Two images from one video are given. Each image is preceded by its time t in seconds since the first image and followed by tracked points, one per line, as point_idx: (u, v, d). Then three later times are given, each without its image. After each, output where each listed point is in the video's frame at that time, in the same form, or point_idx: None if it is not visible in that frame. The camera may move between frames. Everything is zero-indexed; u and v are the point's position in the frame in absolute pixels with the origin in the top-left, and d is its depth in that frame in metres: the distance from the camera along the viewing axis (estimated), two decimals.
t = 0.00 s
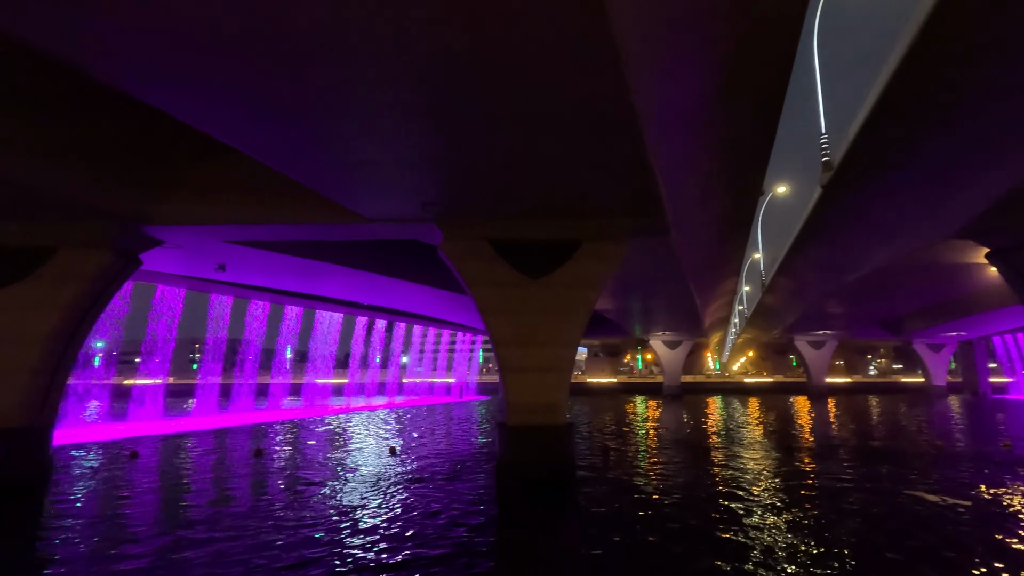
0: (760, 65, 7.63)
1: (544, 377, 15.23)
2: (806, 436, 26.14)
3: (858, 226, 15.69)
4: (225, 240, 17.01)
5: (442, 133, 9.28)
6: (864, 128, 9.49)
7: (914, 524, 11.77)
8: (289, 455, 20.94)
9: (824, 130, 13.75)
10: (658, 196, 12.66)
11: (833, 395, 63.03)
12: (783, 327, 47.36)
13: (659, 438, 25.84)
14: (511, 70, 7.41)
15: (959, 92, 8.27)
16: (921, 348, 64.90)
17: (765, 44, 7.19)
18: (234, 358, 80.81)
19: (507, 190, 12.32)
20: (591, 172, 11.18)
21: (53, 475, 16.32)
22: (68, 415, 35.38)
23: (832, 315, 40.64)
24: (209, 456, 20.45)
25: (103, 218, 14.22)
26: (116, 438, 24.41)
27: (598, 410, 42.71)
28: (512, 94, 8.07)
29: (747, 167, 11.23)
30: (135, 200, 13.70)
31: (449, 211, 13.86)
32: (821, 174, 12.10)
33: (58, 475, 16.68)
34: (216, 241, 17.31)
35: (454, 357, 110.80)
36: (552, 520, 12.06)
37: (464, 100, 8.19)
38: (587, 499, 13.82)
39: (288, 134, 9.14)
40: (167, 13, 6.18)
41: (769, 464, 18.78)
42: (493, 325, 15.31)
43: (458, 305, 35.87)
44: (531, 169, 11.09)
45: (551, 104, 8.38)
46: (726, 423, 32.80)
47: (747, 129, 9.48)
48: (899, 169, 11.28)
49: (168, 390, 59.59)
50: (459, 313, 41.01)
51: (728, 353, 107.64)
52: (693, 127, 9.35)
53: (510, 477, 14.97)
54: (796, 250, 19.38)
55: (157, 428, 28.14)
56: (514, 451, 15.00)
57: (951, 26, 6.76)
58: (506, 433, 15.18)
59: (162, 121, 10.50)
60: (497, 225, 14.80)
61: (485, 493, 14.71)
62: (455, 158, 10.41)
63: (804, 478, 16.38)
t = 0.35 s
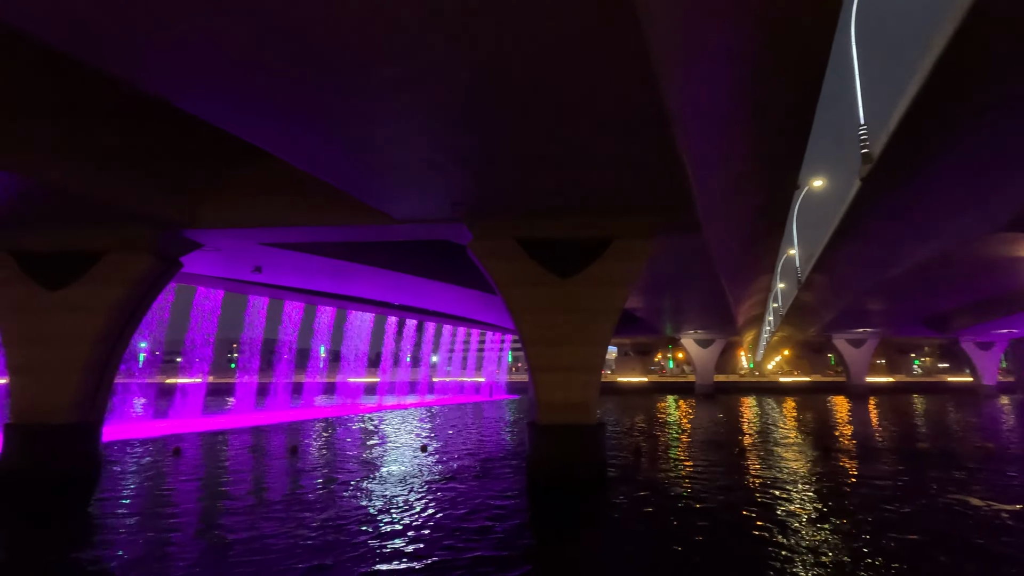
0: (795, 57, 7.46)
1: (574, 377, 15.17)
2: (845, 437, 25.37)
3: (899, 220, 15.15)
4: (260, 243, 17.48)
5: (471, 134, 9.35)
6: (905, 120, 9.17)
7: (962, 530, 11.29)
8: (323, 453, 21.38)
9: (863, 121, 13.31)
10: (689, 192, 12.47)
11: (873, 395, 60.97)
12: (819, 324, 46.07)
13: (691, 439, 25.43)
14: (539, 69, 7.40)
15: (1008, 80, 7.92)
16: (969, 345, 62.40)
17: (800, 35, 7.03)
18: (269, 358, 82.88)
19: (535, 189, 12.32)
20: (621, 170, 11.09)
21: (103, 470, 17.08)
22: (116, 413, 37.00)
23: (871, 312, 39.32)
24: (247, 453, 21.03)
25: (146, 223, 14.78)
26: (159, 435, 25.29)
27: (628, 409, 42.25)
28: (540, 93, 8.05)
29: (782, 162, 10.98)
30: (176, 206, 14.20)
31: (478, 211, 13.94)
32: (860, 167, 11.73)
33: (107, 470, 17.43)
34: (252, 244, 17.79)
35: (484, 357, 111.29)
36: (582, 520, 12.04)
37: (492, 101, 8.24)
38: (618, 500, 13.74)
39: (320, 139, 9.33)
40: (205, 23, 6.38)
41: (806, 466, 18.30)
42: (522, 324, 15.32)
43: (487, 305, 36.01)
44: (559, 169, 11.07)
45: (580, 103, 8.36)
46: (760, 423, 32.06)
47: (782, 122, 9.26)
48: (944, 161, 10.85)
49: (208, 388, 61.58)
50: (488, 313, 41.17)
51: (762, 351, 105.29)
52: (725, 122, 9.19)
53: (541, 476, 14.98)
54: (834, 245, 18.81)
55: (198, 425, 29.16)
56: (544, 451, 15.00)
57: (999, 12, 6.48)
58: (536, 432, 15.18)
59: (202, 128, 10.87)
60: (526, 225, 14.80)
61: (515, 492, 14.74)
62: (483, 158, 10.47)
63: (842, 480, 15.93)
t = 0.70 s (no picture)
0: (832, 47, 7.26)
1: (605, 376, 15.04)
2: (887, 439, 24.50)
3: (944, 214, 14.56)
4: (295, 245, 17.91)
5: (500, 134, 9.38)
6: (951, 109, 8.81)
7: (1016, 537, 10.79)
8: (357, 451, 21.74)
9: (904, 111, 12.86)
10: (721, 189, 12.26)
11: (917, 396, 58.72)
12: (859, 323, 44.59)
13: (725, 440, 24.95)
14: (569, 67, 7.38)
15: None
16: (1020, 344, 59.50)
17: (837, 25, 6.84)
18: (303, 358, 84.75)
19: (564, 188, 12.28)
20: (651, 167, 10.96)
21: (147, 467, 17.70)
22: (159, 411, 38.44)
23: (914, 310, 37.89)
24: (283, 452, 21.54)
25: (187, 228, 15.30)
26: (199, 433, 26.10)
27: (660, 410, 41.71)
28: (569, 93, 8.03)
29: (819, 155, 10.68)
30: (215, 211, 14.66)
31: (507, 211, 13.98)
32: (902, 159, 11.32)
33: (151, 467, 18.09)
34: (287, 247, 18.25)
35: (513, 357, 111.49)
36: (614, 521, 11.95)
37: (522, 101, 8.26)
38: (651, 501, 13.57)
39: (352, 142, 9.49)
40: (243, 33, 6.58)
41: (846, 468, 17.75)
42: (551, 323, 15.28)
43: (517, 304, 36.05)
44: (589, 167, 11.01)
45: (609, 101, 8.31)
46: (798, 424, 31.22)
47: (817, 114, 9.03)
48: (992, 151, 10.39)
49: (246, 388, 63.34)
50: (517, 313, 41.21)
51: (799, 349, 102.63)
52: (759, 115, 9.00)
53: (572, 476, 14.92)
54: (874, 241, 18.19)
55: (236, 424, 30.06)
56: (575, 451, 14.93)
57: None
58: (567, 432, 15.12)
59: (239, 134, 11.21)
60: (555, 224, 14.77)
61: (547, 492, 14.72)
62: (513, 158, 10.49)
63: (885, 483, 15.40)
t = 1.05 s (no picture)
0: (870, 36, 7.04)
1: (636, 376, 14.88)
2: (933, 441, 23.55)
3: (993, 206, 13.90)
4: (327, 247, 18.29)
5: (529, 133, 9.39)
6: (999, 97, 8.42)
7: None
8: (389, 450, 22.05)
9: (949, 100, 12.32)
10: (755, 184, 11.98)
11: (965, 396, 56.23)
12: (902, 320, 42.93)
13: (761, 441, 24.39)
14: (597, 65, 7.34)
15: None
16: None
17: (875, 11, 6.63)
18: (336, 359, 86.41)
19: (593, 186, 12.20)
20: (682, 163, 10.81)
21: (189, 463, 18.33)
22: (200, 409, 39.81)
23: (961, 307, 36.25)
24: (318, 450, 22.00)
25: (226, 231, 15.79)
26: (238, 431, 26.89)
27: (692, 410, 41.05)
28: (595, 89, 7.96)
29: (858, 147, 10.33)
30: (250, 215, 15.08)
31: (536, 211, 13.99)
32: (947, 150, 10.86)
33: (193, 463, 18.71)
34: (320, 249, 18.64)
35: (542, 356, 111.36)
36: (646, 523, 11.77)
37: (550, 100, 8.25)
38: (683, 502, 13.42)
39: (384, 143, 9.62)
40: (272, 39, 6.73)
41: (889, 471, 17.17)
42: (582, 322, 15.19)
43: (546, 304, 35.92)
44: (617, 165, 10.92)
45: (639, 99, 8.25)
46: (837, 425, 30.30)
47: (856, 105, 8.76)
48: None
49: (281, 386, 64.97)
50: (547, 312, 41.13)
51: (837, 348, 99.66)
52: (794, 107, 8.77)
53: (604, 476, 14.81)
54: (918, 234, 17.49)
55: (273, 422, 30.87)
56: (606, 450, 14.84)
57: None
58: (598, 432, 15.02)
59: (274, 138, 11.53)
60: (584, 222, 14.69)
61: (580, 492, 14.63)
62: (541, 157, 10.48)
63: (930, 487, 14.85)
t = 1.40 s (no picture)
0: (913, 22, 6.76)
1: (669, 375, 14.66)
2: (984, 444, 22.51)
3: None
4: (359, 249, 18.61)
5: (558, 132, 9.35)
6: None
7: None
8: (421, 449, 22.29)
9: (999, 86, 11.74)
10: (791, 179, 11.65)
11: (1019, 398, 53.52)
12: (949, 318, 41.15)
13: (798, 442, 23.73)
14: (626, 62, 7.24)
15: None
16: None
17: None
18: (368, 359, 87.83)
19: (623, 184, 12.07)
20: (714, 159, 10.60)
21: (229, 459, 18.92)
22: (240, 407, 40.98)
23: (1014, 304, 34.52)
24: (352, 448, 22.40)
25: (262, 234, 16.22)
26: (275, 429, 27.59)
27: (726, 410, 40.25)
28: (625, 85, 7.84)
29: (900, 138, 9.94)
30: (285, 218, 15.45)
31: (565, 210, 13.93)
32: (998, 139, 10.35)
33: (233, 460, 19.31)
34: (352, 251, 18.98)
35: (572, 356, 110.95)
36: (679, 525, 11.60)
37: (579, 99, 8.19)
38: (718, 504, 13.19)
39: (414, 145, 9.72)
40: (304, 44, 6.85)
41: (935, 475, 16.52)
42: (612, 322, 15.05)
43: (576, 303, 35.73)
44: (648, 162, 10.78)
45: (669, 95, 8.12)
46: (879, 427, 29.29)
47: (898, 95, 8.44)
48: None
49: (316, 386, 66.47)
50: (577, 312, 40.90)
51: (879, 347, 96.25)
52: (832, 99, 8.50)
53: (636, 476, 14.67)
54: (967, 228, 16.73)
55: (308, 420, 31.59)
56: (639, 451, 14.68)
57: None
58: (630, 432, 14.87)
59: (307, 142, 11.78)
60: (614, 220, 14.54)
61: (613, 493, 14.51)
62: (570, 156, 10.43)
63: (981, 492, 14.23)
